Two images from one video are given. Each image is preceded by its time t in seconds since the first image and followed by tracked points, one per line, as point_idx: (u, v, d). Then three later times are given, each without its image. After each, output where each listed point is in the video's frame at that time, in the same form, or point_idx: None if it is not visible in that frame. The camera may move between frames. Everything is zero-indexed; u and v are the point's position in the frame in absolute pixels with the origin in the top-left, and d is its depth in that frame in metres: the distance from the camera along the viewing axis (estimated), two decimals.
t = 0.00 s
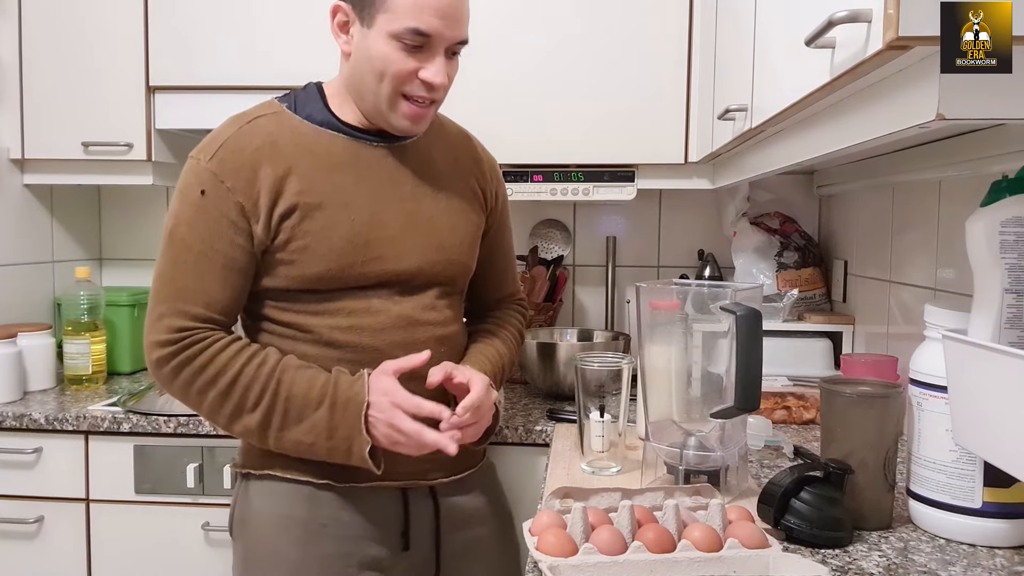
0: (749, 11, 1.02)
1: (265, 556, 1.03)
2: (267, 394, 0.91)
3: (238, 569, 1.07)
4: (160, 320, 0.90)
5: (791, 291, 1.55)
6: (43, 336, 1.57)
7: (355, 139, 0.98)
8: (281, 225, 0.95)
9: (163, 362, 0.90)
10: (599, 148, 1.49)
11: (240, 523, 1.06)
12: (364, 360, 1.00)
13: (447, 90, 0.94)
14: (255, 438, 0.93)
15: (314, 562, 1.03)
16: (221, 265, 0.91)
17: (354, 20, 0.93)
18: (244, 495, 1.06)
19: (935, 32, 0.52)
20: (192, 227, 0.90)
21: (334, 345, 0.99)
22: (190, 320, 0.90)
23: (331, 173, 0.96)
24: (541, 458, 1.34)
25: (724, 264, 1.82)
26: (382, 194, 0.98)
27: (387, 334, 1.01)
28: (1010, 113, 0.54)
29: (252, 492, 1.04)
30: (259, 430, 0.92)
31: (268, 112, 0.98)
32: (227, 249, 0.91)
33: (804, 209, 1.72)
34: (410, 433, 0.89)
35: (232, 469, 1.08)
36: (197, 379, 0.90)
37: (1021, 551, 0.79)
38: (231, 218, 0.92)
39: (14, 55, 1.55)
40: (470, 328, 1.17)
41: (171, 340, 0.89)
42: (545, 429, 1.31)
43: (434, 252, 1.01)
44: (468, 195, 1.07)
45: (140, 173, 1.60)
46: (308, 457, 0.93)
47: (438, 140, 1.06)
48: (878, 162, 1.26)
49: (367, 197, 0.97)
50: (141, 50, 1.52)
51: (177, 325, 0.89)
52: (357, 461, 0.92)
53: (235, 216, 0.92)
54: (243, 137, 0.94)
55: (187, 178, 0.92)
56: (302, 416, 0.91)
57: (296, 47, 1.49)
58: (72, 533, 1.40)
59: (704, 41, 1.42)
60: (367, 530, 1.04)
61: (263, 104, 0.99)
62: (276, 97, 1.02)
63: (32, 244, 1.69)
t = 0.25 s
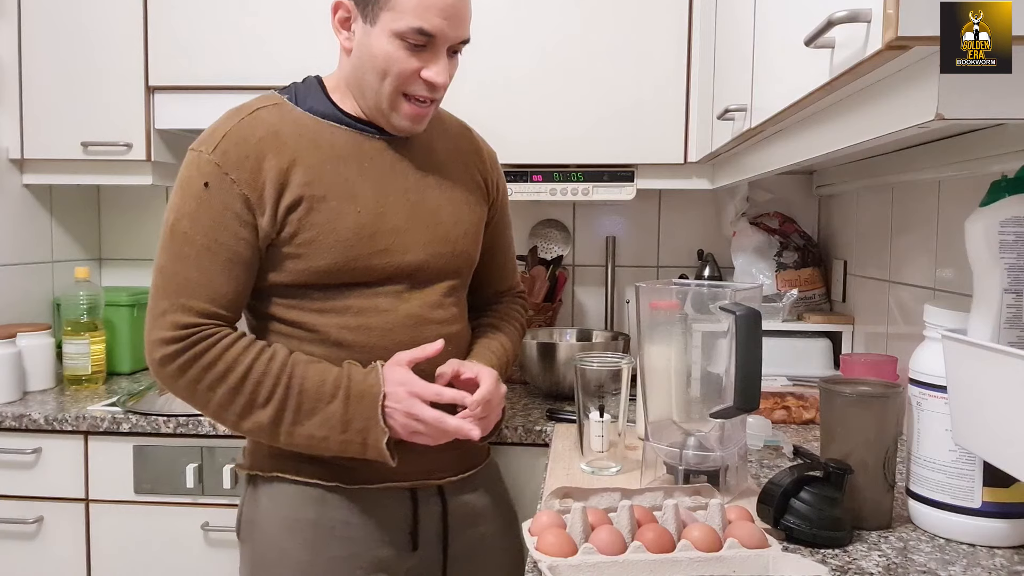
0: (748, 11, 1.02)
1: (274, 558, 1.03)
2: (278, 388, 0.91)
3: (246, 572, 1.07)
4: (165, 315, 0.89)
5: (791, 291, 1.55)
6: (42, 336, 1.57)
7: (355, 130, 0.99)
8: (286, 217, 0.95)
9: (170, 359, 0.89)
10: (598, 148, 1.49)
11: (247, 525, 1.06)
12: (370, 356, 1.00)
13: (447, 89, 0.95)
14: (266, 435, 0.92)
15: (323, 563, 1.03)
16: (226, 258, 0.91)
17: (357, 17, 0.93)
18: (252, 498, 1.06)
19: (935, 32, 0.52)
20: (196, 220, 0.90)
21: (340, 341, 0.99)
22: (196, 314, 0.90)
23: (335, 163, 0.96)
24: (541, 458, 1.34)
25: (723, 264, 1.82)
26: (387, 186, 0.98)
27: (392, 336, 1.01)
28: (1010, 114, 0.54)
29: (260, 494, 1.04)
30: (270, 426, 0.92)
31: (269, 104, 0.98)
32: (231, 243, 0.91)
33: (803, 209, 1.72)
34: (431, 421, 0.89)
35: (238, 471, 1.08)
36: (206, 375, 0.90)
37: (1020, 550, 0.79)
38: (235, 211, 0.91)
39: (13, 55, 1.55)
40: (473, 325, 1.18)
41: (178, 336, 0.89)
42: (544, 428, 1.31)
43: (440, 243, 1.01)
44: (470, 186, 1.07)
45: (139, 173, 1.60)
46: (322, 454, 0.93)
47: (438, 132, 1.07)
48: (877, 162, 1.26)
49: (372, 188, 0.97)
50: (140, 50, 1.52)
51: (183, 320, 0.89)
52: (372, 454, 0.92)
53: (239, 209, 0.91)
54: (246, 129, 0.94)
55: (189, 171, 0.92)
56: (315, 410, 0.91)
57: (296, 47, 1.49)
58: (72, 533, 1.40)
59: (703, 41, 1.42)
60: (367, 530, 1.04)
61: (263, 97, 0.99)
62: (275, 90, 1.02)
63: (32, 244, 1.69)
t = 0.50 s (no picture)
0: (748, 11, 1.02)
1: (283, 559, 1.04)
2: (289, 386, 0.91)
3: (254, 571, 1.07)
4: (175, 316, 0.90)
5: (790, 291, 1.55)
6: (42, 336, 1.57)
7: (358, 127, 0.98)
8: (294, 215, 0.95)
9: (180, 361, 0.90)
10: (598, 148, 1.49)
11: (256, 525, 1.06)
12: (381, 354, 1.00)
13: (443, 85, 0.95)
14: (278, 433, 0.93)
15: (331, 563, 1.03)
16: (234, 257, 0.91)
17: (352, 16, 0.93)
18: (261, 498, 1.06)
19: (934, 32, 0.52)
20: (204, 221, 0.90)
21: (351, 339, 0.99)
22: (206, 314, 0.90)
23: (341, 160, 0.96)
24: (541, 457, 1.34)
25: (722, 264, 1.82)
26: (393, 182, 0.98)
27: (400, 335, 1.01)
28: (1009, 114, 0.54)
29: (269, 495, 1.05)
30: (282, 424, 0.92)
31: (274, 103, 0.98)
32: (239, 242, 0.91)
33: (803, 209, 1.72)
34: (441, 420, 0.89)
35: (248, 471, 1.08)
36: (216, 375, 0.91)
37: (1020, 550, 0.80)
38: (242, 209, 0.92)
39: (12, 55, 1.55)
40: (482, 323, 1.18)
41: (188, 337, 0.89)
42: (544, 428, 1.31)
43: (448, 239, 1.01)
44: (476, 180, 1.07)
45: (138, 174, 1.59)
46: (334, 451, 0.93)
47: (443, 127, 1.07)
48: (877, 163, 1.26)
49: (378, 184, 0.97)
50: (139, 51, 1.52)
51: (192, 320, 0.89)
52: (384, 452, 0.92)
53: (246, 208, 0.92)
54: (252, 128, 0.94)
55: (196, 172, 0.92)
56: (326, 408, 0.92)
57: (295, 47, 1.49)
58: (71, 533, 1.40)
59: (702, 42, 1.42)
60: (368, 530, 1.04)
61: (268, 96, 0.99)
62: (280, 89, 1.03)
63: (31, 244, 1.69)
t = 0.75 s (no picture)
0: (748, 11, 1.02)
1: (287, 559, 1.04)
2: (292, 388, 0.91)
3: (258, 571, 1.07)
4: (179, 317, 0.90)
5: (790, 291, 1.56)
6: (41, 336, 1.57)
7: (363, 129, 0.99)
8: (297, 216, 0.95)
9: (183, 361, 0.90)
10: (597, 148, 1.49)
11: (260, 525, 1.06)
12: (384, 355, 1.00)
13: (446, 85, 0.94)
14: (280, 434, 0.93)
15: (335, 564, 1.04)
16: (237, 259, 0.91)
17: (355, 16, 0.94)
18: (264, 498, 1.06)
19: (934, 32, 0.52)
20: (208, 222, 0.90)
21: (354, 340, 0.99)
22: (210, 315, 0.90)
23: (345, 161, 0.96)
24: (541, 457, 1.34)
25: (722, 264, 1.82)
26: (397, 183, 0.98)
27: (406, 336, 1.01)
28: (1008, 114, 0.54)
29: (272, 495, 1.04)
30: (284, 425, 0.92)
31: (279, 105, 0.98)
32: (243, 243, 0.91)
33: (803, 209, 1.72)
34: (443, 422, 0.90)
35: (252, 471, 1.08)
36: (219, 376, 0.91)
37: (1019, 549, 0.80)
38: (246, 211, 0.92)
39: (12, 55, 1.55)
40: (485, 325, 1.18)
41: (192, 337, 0.89)
42: (544, 428, 1.31)
43: (451, 240, 1.01)
44: (480, 181, 1.07)
45: (137, 174, 1.59)
46: (336, 453, 0.93)
47: (446, 128, 1.07)
48: (876, 163, 1.26)
49: (382, 186, 0.97)
50: (138, 50, 1.52)
51: (196, 321, 0.89)
52: (386, 453, 0.92)
53: (250, 209, 0.92)
54: (256, 130, 0.94)
55: (200, 174, 0.93)
56: (328, 409, 0.92)
57: (294, 47, 1.49)
58: (71, 533, 1.40)
59: (702, 42, 1.42)
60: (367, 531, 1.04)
61: (272, 99, 1.00)
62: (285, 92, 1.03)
63: (31, 244, 1.69)
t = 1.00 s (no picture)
0: (747, 11, 1.02)
1: (288, 558, 1.04)
2: (294, 391, 0.91)
3: (257, 570, 1.07)
4: (182, 318, 0.90)
5: (789, 291, 1.56)
6: (40, 336, 1.56)
7: (368, 133, 0.99)
8: (302, 220, 0.95)
9: (186, 362, 0.90)
10: (596, 148, 1.49)
11: (261, 524, 1.06)
12: (387, 358, 1.00)
13: (450, 86, 0.94)
14: (282, 436, 0.93)
15: (337, 563, 1.04)
16: (242, 261, 0.91)
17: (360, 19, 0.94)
18: (265, 496, 1.06)
19: (934, 33, 0.52)
20: (213, 225, 0.90)
21: (358, 342, 0.99)
22: (213, 317, 0.90)
23: (349, 164, 0.96)
24: (540, 457, 1.34)
25: (721, 264, 1.82)
26: (402, 186, 0.98)
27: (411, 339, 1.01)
28: (1008, 114, 0.54)
29: (274, 494, 1.04)
30: (286, 428, 0.92)
31: (284, 108, 0.98)
32: (248, 245, 0.91)
33: (802, 209, 1.72)
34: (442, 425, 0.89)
35: (253, 470, 1.08)
36: (221, 378, 0.90)
37: (1018, 549, 0.80)
38: (251, 214, 0.91)
39: (11, 55, 1.55)
40: (488, 328, 1.18)
41: (194, 339, 0.89)
42: (543, 428, 1.31)
43: (456, 243, 1.01)
44: (484, 184, 1.07)
45: (136, 174, 1.59)
46: (338, 455, 0.93)
47: (451, 131, 1.07)
48: (876, 163, 1.26)
49: (387, 188, 0.97)
50: (137, 50, 1.52)
51: (199, 323, 0.89)
52: (387, 456, 0.92)
53: (255, 212, 0.92)
54: (261, 133, 0.94)
55: (205, 176, 0.93)
56: (330, 413, 0.92)
57: (293, 47, 1.49)
58: (70, 534, 1.40)
59: (701, 42, 1.42)
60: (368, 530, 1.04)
61: (278, 101, 1.00)
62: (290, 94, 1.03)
63: (29, 244, 1.69)
